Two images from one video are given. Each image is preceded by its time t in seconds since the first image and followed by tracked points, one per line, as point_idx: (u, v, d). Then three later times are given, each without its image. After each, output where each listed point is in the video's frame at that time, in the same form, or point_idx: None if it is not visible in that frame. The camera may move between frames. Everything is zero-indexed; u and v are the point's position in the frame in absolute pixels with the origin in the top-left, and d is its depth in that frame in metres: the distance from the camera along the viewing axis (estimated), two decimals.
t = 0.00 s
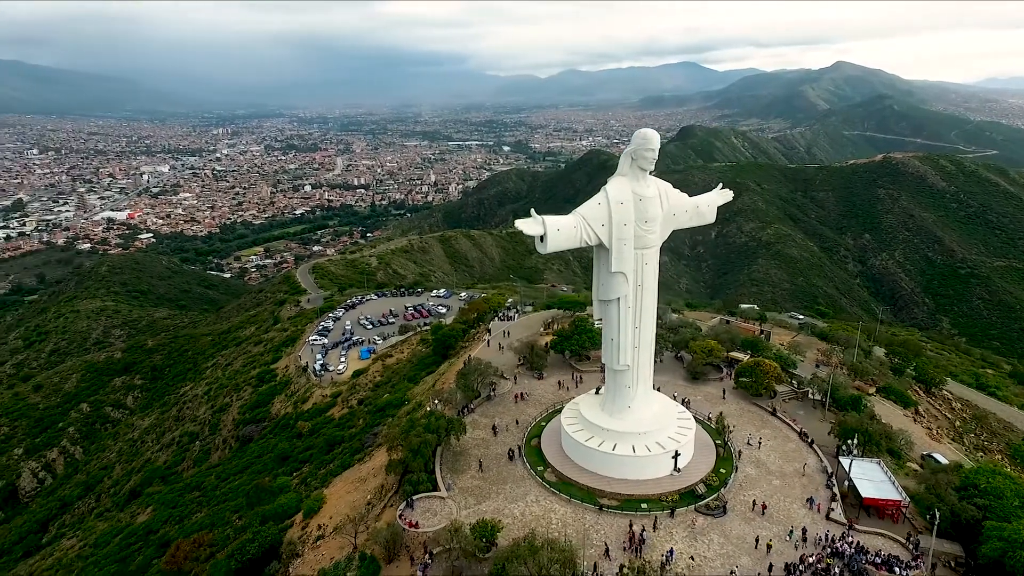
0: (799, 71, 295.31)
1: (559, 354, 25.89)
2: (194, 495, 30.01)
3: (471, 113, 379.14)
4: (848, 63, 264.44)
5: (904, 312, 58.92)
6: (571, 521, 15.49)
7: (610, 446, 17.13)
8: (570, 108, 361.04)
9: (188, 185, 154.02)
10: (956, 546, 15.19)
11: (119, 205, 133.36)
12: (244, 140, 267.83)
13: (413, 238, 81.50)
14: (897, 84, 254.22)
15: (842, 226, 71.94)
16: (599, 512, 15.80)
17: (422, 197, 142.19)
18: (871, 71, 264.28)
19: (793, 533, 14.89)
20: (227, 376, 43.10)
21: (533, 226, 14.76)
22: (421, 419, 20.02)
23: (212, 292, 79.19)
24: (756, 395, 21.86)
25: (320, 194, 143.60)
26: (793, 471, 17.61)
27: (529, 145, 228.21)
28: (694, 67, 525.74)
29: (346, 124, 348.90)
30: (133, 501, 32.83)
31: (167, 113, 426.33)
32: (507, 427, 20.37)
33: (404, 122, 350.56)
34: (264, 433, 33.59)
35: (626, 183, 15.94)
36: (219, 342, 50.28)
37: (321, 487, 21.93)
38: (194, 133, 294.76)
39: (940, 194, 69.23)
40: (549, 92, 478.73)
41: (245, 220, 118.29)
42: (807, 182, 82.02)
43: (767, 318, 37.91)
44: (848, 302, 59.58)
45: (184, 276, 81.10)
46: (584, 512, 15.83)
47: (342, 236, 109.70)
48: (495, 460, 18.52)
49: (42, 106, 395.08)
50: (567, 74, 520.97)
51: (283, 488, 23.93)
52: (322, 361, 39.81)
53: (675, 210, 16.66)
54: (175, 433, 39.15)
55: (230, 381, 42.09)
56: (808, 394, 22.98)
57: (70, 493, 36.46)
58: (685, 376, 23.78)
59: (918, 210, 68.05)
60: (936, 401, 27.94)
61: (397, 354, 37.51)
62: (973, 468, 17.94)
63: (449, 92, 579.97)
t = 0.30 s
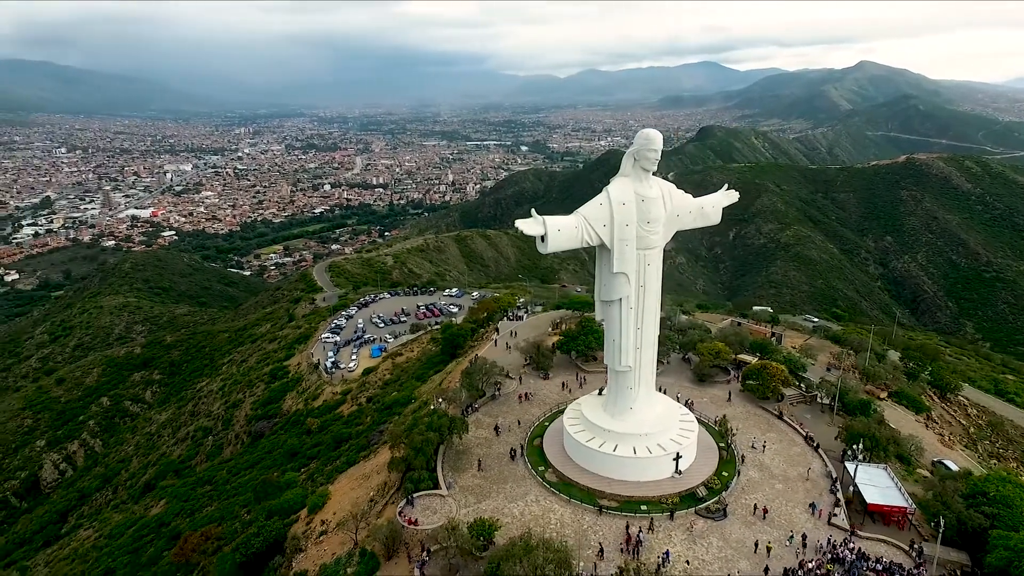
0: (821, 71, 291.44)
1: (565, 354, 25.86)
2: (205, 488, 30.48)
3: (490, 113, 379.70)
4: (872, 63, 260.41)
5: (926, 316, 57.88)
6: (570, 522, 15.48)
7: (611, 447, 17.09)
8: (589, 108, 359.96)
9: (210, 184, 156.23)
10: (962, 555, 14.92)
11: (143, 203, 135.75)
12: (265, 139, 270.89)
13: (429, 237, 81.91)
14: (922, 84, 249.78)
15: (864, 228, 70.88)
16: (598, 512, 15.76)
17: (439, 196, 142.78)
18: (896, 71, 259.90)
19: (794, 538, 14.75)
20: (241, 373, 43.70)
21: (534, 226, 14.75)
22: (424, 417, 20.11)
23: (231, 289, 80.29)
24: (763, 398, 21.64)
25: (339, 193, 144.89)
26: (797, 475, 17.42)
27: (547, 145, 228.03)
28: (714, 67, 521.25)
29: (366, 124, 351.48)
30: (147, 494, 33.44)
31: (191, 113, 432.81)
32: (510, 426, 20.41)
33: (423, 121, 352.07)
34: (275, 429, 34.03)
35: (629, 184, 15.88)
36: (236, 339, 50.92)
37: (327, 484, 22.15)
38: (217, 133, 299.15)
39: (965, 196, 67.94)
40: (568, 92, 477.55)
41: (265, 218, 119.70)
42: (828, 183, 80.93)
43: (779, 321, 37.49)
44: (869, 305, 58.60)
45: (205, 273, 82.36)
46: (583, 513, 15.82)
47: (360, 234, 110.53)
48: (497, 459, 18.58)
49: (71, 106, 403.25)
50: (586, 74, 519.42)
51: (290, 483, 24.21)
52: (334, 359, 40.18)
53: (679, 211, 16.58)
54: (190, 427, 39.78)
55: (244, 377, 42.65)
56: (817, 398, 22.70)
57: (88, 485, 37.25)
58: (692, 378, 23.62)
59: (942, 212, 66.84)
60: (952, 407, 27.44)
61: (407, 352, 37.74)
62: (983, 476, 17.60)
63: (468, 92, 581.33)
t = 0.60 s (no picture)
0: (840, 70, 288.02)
1: (570, 354, 25.84)
2: (214, 483, 30.84)
3: (505, 113, 379.81)
4: (892, 62, 256.83)
5: (945, 319, 57.02)
6: (567, 522, 15.49)
7: (610, 448, 17.06)
8: (604, 107, 358.59)
9: (228, 183, 157.84)
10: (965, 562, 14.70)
11: (161, 201, 137.57)
12: (282, 138, 273.17)
13: (441, 237, 82.18)
14: (944, 83, 245.86)
15: (881, 230, 70.01)
16: (596, 513, 15.74)
17: (453, 196, 143.14)
18: (918, 71, 256.00)
19: (792, 542, 14.64)
20: (252, 370, 44.16)
21: (533, 226, 14.76)
22: (426, 416, 20.23)
23: (247, 288, 81.20)
24: (766, 400, 21.49)
25: (354, 192, 145.78)
26: (798, 478, 17.28)
27: (561, 145, 227.65)
28: (730, 66, 517.29)
29: (381, 124, 353.10)
30: (157, 489, 33.87)
31: (210, 113, 437.87)
32: (512, 426, 20.43)
33: (438, 121, 352.99)
34: (283, 426, 34.36)
35: (629, 184, 15.84)
36: (248, 336, 51.43)
37: (330, 480, 22.33)
38: (235, 132, 302.47)
39: (986, 197, 66.85)
40: (583, 92, 476.21)
41: (281, 217, 120.78)
42: (845, 184, 79.99)
43: (788, 323, 37.14)
44: (885, 308, 57.83)
45: (221, 271, 83.33)
46: (581, 514, 15.81)
47: (375, 233, 111.15)
48: (496, 458, 18.62)
49: (93, 106, 409.76)
50: (602, 74, 517.82)
51: (295, 480, 24.45)
52: (342, 357, 40.47)
53: (680, 212, 16.51)
54: (201, 423, 40.25)
55: (255, 374, 43.11)
56: (822, 401, 22.49)
57: (103, 479, 37.85)
58: (696, 379, 23.52)
59: (961, 214, 65.81)
60: (963, 412, 27.05)
61: (415, 350, 37.92)
62: (990, 481, 17.34)
63: (483, 91, 581.90)
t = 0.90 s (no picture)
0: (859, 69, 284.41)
1: (574, 355, 25.81)
2: (222, 478, 31.17)
3: (520, 113, 379.73)
4: (912, 61, 253.17)
5: (964, 322, 56.10)
6: (565, 522, 15.47)
7: (609, 448, 17.01)
8: (619, 107, 357.05)
9: (244, 181, 159.39)
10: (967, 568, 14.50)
11: (179, 200, 139.28)
12: (298, 138, 275.36)
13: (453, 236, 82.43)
14: (966, 83, 241.88)
15: (899, 231, 69.08)
16: (593, 513, 15.73)
17: (467, 195, 143.43)
18: (939, 70, 252.17)
19: (790, 545, 14.54)
20: (262, 367, 44.58)
21: (531, 226, 14.75)
22: (427, 414, 20.31)
23: (262, 286, 82.01)
24: (770, 403, 21.32)
25: (369, 191, 146.55)
26: (799, 481, 17.13)
27: (576, 145, 227.14)
28: (747, 66, 512.86)
29: (396, 123, 354.75)
30: (168, 484, 34.31)
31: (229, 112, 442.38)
32: (512, 426, 20.44)
33: (453, 121, 353.71)
34: (291, 423, 34.65)
35: (629, 184, 15.82)
36: (260, 334, 51.91)
37: (333, 477, 22.46)
38: (252, 131, 305.49)
39: (1007, 199, 65.70)
40: (598, 92, 474.64)
41: (297, 216, 121.79)
42: (862, 185, 79.04)
43: (798, 325, 36.74)
44: (902, 310, 57.03)
45: (237, 269, 84.24)
46: (578, 514, 15.80)
47: (389, 232, 111.70)
48: (496, 457, 18.66)
49: (115, 105, 415.90)
50: (617, 74, 516.08)
51: (299, 476, 24.66)
52: (351, 355, 40.72)
53: (681, 212, 16.44)
54: (211, 419, 40.71)
55: (265, 371, 43.53)
56: (828, 404, 22.27)
57: (116, 473, 38.39)
58: (699, 380, 23.39)
59: (982, 216, 64.76)
60: (974, 417, 26.65)
61: (422, 349, 38.08)
62: (997, 487, 17.07)
63: (498, 91, 582.07)
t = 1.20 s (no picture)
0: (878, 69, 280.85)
1: (578, 355, 25.81)
2: (231, 474, 31.47)
3: (534, 113, 379.47)
4: (932, 60, 249.56)
5: (983, 325, 55.25)
6: (564, 521, 15.49)
7: (610, 449, 17.00)
8: (634, 106, 355.52)
9: (261, 181, 160.99)
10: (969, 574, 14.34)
11: (197, 198, 140.94)
12: (314, 137, 277.56)
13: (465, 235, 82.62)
14: (988, 83, 237.92)
15: (917, 232, 68.16)
16: (592, 514, 15.69)
17: (481, 195, 143.66)
18: (960, 70, 248.39)
19: (789, 549, 14.44)
20: (272, 364, 45.05)
21: (531, 226, 14.77)
22: (428, 413, 20.42)
23: (276, 284, 82.75)
24: (774, 404, 21.13)
25: (383, 190, 147.26)
26: (801, 484, 16.97)
27: (590, 145, 226.61)
28: (763, 65, 508.58)
29: (411, 123, 356.33)
30: (178, 479, 34.69)
31: (247, 113, 446.81)
32: (515, 425, 20.46)
33: (468, 120, 354.76)
34: (300, 420, 34.96)
35: (630, 184, 15.79)
36: (272, 332, 52.39)
37: (338, 474, 22.61)
38: (269, 131, 308.28)
39: None
40: (613, 91, 473.02)
41: (312, 215, 122.79)
42: (879, 186, 78.12)
43: (808, 326, 36.38)
44: (920, 312, 56.24)
45: (252, 267, 85.14)
46: (577, 513, 15.79)
47: (402, 232, 112.17)
48: (497, 456, 18.71)
49: (136, 105, 421.71)
50: (632, 73, 514.12)
51: (305, 473, 24.83)
52: (359, 353, 40.95)
53: (684, 213, 16.37)
54: (222, 415, 41.13)
55: (276, 368, 43.98)
56: (834, 407, 22.10)
57: (130, 467, 38.92)
58: (704, 382, 23.28)
59: (1002, 218, 63.77)
60: (985, 421, 26.27)
61: (429, 348, 38.21)
62: (1002, 493, 16.84)
63: (512, 91, 582.06)
